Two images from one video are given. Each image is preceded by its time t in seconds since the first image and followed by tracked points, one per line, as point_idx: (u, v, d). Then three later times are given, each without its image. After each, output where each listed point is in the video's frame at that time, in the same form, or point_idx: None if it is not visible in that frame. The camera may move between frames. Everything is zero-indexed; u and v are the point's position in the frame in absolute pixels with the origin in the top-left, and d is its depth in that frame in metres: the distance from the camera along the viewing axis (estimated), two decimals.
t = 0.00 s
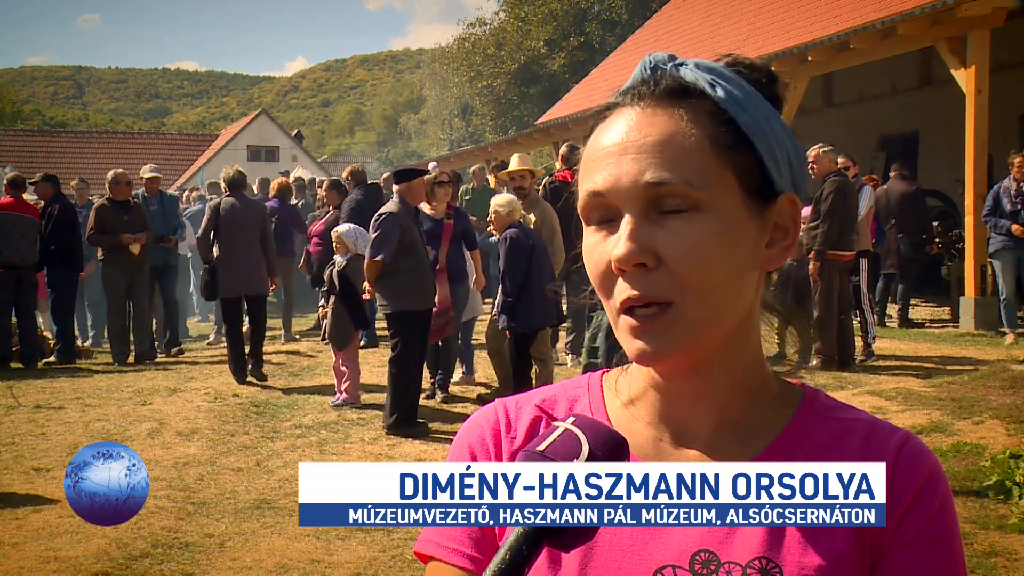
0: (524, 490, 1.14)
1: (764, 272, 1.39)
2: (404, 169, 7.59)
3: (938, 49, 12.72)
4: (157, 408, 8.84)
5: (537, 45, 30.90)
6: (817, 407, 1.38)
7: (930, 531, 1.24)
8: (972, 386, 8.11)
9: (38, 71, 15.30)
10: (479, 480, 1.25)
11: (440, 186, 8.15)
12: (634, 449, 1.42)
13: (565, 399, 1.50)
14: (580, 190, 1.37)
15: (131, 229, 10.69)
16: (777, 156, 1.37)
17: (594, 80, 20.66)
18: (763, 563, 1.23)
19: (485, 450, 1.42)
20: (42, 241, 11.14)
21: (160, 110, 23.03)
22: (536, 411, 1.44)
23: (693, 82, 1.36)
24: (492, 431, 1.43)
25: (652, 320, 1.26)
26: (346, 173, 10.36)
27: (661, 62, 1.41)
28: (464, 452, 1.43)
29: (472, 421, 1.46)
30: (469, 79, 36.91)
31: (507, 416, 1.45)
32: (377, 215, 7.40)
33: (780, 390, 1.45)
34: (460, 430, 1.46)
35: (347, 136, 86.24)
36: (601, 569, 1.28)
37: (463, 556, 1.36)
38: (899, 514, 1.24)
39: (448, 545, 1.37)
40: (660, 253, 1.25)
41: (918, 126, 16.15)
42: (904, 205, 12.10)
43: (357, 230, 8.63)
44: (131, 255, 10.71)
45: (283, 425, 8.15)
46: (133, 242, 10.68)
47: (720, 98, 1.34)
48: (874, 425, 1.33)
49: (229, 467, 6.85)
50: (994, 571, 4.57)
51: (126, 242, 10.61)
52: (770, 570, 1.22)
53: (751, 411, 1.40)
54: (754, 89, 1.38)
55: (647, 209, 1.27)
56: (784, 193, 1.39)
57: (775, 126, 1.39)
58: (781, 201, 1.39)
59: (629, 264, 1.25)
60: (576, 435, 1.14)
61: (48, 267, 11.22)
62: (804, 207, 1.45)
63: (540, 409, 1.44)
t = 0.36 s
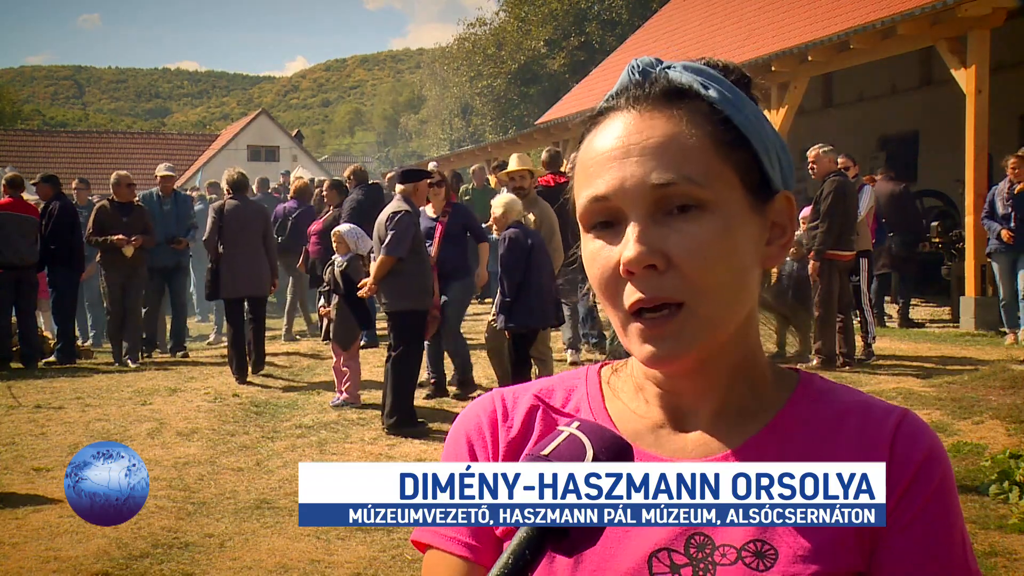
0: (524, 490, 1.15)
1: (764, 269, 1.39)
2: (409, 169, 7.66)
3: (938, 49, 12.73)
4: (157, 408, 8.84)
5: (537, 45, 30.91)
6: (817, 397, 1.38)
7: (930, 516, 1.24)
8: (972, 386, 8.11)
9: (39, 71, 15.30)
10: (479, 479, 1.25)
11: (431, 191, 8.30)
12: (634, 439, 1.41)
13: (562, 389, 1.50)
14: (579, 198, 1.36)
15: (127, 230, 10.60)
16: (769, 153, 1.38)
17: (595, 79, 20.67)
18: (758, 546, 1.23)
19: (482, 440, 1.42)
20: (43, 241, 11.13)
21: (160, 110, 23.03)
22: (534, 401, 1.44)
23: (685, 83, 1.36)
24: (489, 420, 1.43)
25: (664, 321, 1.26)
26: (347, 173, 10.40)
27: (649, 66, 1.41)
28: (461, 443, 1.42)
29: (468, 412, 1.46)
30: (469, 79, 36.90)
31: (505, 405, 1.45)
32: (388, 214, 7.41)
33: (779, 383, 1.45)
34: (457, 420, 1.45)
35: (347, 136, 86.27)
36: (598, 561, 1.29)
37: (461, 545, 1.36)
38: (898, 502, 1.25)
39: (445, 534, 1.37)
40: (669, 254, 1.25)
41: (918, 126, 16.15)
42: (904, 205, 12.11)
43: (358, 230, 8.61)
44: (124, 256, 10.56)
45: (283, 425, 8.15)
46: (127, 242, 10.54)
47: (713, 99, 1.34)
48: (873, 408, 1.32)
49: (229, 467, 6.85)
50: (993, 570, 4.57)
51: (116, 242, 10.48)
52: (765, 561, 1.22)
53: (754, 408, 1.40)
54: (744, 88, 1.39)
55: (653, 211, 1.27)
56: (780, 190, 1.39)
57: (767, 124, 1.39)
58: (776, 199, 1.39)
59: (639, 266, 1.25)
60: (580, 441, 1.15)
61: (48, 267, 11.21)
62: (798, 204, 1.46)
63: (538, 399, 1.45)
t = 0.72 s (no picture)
0: (524, 489, 1.15)
1: (758, 270, 1.39)
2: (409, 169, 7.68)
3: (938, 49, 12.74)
4: (157, 408, 8.84)
5: (537, 45, 30.91)
6: (813, 395, 1.38)
7: (926, 516, 1.24)
8: (972, 386, 8.11)
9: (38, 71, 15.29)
10: (479, 480, 1.25)
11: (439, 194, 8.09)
12: (631, 439, 1.40)
13: (563, 390, 1.50)
14: (570, 200, 1.37)
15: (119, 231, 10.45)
16: (763, 152, 1.37)
17: (595, 79, 20.68)
18: (756, 549, 1.23)
19: (483, 441, 1.42)
20: (42, 241, 11.14)
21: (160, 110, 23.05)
22: (534, 402, 1.44)
23: (676, 85, 1.36)
24: (490, 421, 1.43)
25: (648, 322, 1.26)
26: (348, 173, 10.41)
27: (644, 68, 1.41)
28: (462, 443, 1.43)
29: (469, 412, 1.46)
30: (468, 79, 36.92)
31: (505, 406, 1.45)
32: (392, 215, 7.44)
33: (777, 381, 1.45)
34: (457, 421, 1.45)
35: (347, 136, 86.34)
36: (595, 560, 1.28)
37: (461, 546, 1.36)
38: (896, 502, 1.25)
39: (445, 535, 1.37)
40: (653, 256, 1.25)
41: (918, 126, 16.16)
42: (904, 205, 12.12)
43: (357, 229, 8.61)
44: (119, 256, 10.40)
45: (283, 425, 8.15)
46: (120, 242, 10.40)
47: (704, 99, 1.34)
48: (870, 408, 1.32)
49: (229, 467, 6.85)
50: (993, 570, 4.57)
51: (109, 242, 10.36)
52: (763, 561, 1.22)
53: (748, 408, 1.40)
54: (738, 88, 1.38)
55: (637, 212, 1.27)
56: (775, 189, 1.39)
57: (762, 124, 1.39)
58: (771, 197, 1.38)
59: (623, 268, 1.25)
60: (578, 437, 1.14)
61: (48, 267, 11.22)
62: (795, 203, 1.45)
63: (538, 399, 1.45)
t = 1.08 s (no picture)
0: (524, 490, 1.14)
1: (757, 267, 1.39)
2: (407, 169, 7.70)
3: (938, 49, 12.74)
4: (157, 408, 8.84)
5: (537, 45, 30.95)
6: (814, 395, 1.38)
7: (930, 514, 1.23)
8: (972, 386, 8.11)
9: (38, 71, 15.32)
10: (479, 480, 1.25)
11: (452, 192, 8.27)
12: (636, 443, 1.41)
13: (565, 390, 1.50)
14: (567, 209, 1.37)
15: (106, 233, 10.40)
16: (756, 147, 1.37)
17: (594, 79, 20.70)
18: (759, 553, 1.23)
19: (486, 442, 1.42)
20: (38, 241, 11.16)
21: (160, 110, 23.08)
22: (537, 402, 1.44)
23: (663, 87, 1.36)
24: (493, 420, 1.43)
25: (651, 327, 1.26)
26: (347, 173, 10.40)
27: (631, 73, 1.42)
28: (464, 444, 1.43)
29: (471, 412, 1.46)
30: (468, 80, 36.93)
31: (508, 405, 1.45)
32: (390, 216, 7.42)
33: (778, 380, 1.45)
34: (459, 421, 1.46)
35: (347, 137, 86.41)
36: (597, 561, 1.29)
37: (462, 546, 1.36)
38: (900, 501, 1.25)
39: (445, 534, 1.38)
40: (653, 260, 1.25)
41: (918, 126, 16.16)
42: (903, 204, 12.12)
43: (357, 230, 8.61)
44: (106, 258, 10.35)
45: (283, 425, 8.15)
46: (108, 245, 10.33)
47: (692, 99, 1.35)
48: (870, 406, 1.32)
49: (229, 467, 6.85)
50: (993, 570, 4.57)
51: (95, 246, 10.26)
52: (766, 562, 1.23)
53: (749, 406, 1.40)
54: (726, 86, 1.39)
55: (634, 218, 1.28)
56: (770, 184, 1.38)
57: (753, 120, 1.39)
58: (767, 192, 1.38)
59: (623, 275, 1.25)
60: (580, 435, 1.14)
61: (46, 267, 11.22)
62: (791, 197, 1.45)
63: (541, 399, 1.44)
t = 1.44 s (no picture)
0: (524, 490, 1.15)
1: (761, 268, 1.39)
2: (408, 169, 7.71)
3: (938, 49, 12.74)
4: (157, 408, 8.84)
5: (537, 45, 30.98)
6: (818, 397, 1.38)
7: (933, 518, 1.23)
8: (972, 386, 8.11)
9: (37, 71, 15.31)
10: (479, 480, 1.26)
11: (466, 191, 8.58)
12: (639, 444, 1.41)
13: (568, 390, 1.50)
14: (571, 208, 1.37)
15: (95, 229, 10.25)
16: (761, 149, 1.37)
17: (594, 79, 20.70)
18: (761, 556, 1.23)
19: (487, 441, 1.42)
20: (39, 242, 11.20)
21: (160, 110, 23.09)
22: (539, 401, 1.44)
23: (670, 86, 1.37)
24: (495, 421, 1.43)
25: (654, 327, 1.26)
26: (348, 173, 10.41)
27: (638, 71, 1.42)
28: (466, 443, 1.42)
29: (473, 411, 1.46)
30: (468, 80, 36.95)
31: (510, 405, 1.45)
32: (396, 216, 7.45)
33: (781, 381, 1.45)
34: (461, 421, 1.45)
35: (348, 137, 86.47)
36: (599, 564, 1.30)
37: (463, 547, 1.36)
38: (902, 504, 1.25)
39: (446, 534, 1.37)
40: (655, 260, 1.25)
41: (918, 126, 16.16)
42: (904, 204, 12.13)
43: (351, 231, 8.60)
44: (95, 256, 10.09)
45: (284, 425, 8.15)
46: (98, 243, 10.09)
47: (699, 99, 1.35)
48: (875, 409, 1.32)
49: (229, 467, 6.85)
50: (992, 570, 4.58)
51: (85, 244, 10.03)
52: (768, 565, 1.23)
53: (753, 408, 1.40)
54: (732, 86, 1.39)
55: (638, 218, 1.27)
56: (775, 184, 1.39)
57: (759, 121, 1.39)
58: (772, 192, 1.38)
59: (625, 275, 1.25)
60: (580, 440, 1.14)
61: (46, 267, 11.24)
62: (796, 197, 1.45)
63: (544, 399, 1.44)
